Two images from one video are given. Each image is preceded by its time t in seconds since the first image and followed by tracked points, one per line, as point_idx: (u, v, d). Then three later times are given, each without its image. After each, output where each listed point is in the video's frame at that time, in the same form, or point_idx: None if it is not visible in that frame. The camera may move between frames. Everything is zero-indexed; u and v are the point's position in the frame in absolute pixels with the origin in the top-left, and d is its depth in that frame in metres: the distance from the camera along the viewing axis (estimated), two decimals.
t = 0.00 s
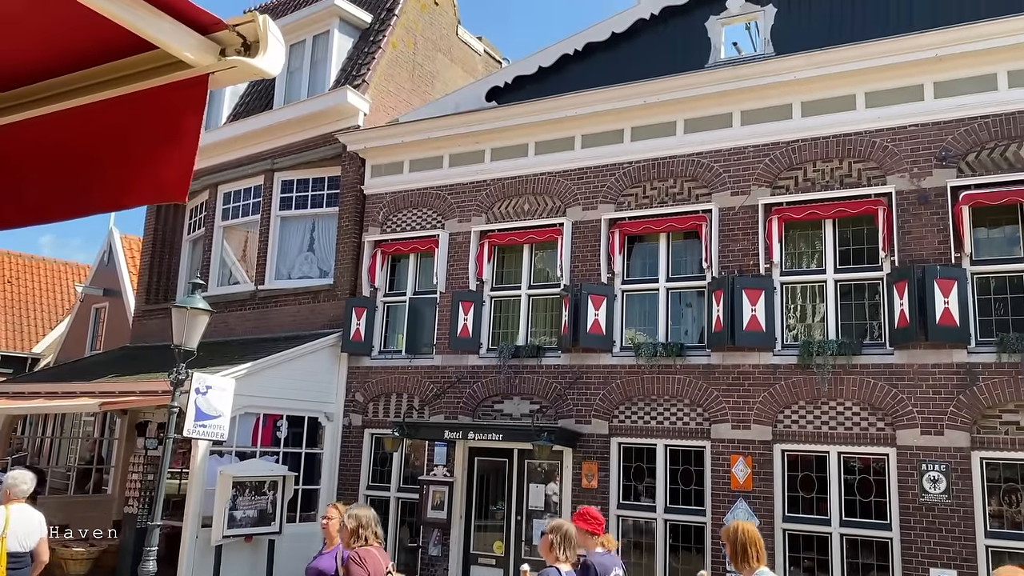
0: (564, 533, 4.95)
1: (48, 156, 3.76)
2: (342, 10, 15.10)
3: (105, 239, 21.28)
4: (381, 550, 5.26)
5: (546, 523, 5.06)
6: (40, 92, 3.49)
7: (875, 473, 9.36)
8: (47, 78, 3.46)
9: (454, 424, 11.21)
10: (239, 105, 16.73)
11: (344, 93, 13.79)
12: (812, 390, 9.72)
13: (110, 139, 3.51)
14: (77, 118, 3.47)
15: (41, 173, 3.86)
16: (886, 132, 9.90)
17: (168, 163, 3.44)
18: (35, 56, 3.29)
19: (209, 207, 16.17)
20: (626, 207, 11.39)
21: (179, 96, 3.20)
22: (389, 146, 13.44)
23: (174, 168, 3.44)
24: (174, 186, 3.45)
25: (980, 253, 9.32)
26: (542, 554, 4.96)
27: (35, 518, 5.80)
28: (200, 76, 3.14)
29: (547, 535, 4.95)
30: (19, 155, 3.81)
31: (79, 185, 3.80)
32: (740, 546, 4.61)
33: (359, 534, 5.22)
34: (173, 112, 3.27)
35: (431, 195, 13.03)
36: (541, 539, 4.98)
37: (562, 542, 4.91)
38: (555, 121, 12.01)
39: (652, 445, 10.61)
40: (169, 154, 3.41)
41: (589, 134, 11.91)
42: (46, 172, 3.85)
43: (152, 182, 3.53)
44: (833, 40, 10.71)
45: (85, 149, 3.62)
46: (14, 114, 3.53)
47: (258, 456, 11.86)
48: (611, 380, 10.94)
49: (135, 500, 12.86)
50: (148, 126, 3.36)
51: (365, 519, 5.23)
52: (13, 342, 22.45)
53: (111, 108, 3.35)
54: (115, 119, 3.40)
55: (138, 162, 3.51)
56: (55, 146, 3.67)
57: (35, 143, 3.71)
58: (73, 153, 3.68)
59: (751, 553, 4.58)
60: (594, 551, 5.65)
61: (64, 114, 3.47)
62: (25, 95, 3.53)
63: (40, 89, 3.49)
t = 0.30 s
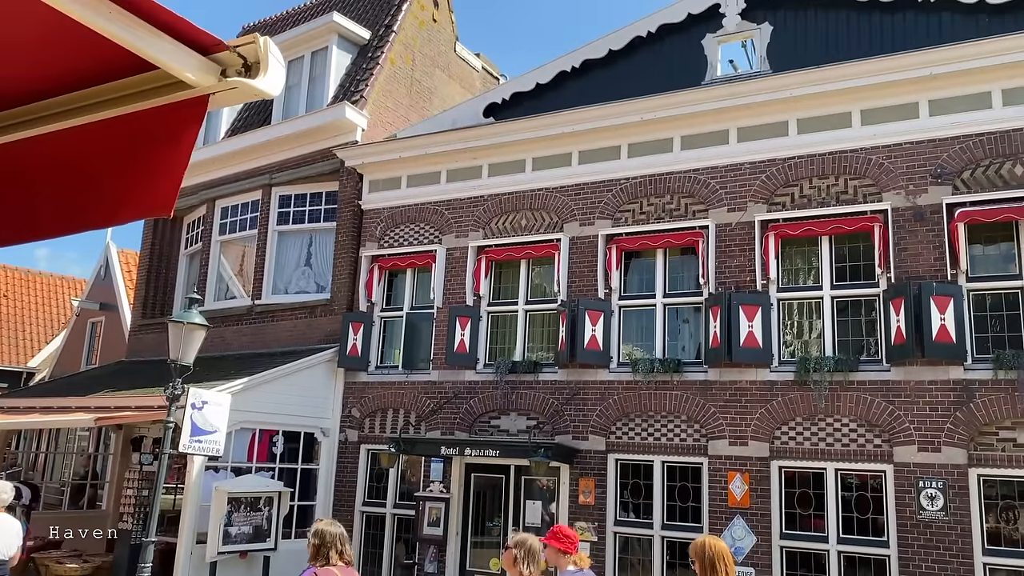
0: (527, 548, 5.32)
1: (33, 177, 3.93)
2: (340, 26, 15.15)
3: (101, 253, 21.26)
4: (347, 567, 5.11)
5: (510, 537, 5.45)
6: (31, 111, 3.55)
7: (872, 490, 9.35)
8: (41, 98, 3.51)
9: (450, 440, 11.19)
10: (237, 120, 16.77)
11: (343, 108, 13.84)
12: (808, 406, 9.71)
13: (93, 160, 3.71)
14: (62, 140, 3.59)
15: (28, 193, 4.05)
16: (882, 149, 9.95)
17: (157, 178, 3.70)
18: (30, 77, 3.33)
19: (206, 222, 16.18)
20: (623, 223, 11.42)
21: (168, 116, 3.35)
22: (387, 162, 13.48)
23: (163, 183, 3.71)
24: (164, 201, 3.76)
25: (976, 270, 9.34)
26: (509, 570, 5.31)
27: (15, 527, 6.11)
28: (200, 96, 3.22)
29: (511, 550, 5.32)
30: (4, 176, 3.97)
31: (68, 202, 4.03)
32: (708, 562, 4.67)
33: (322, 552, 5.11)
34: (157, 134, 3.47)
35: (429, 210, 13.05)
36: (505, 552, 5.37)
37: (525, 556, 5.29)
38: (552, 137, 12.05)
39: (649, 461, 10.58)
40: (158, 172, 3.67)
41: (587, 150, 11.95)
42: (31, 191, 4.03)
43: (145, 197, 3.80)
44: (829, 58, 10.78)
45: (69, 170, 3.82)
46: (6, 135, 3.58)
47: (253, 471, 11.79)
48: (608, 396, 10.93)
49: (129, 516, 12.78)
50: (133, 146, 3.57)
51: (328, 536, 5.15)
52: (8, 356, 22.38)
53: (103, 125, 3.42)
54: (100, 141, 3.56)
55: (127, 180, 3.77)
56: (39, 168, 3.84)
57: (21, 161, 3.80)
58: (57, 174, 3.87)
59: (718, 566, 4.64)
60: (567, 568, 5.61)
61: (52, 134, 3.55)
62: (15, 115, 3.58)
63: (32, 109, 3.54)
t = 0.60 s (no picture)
0: (489, 562, 5.59)
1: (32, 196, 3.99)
2: (338, 42, 15.22)
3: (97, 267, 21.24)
4: None
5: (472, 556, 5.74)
6: (29, 132, 3.59)
7: (869, 507, 9.34)
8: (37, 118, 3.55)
9: (447, 456, 11.16)
10: (235, 135, 16.83)
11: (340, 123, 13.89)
12: (805, 423, 9.71)
13: (93, 180, 3.78)
14: (62, 159, 3.65)
15: (27, 211, 4.11)
16: (877, 167, 10.01)
17: (158, 199, 3.80)
18: (26, 96, 3.36)
19: (203, 237, 16.20)
20: (619, 239, 11.46)
21: (168, 138, 3.43)
22: (385, 177, 13.52)
23: (164, 203, 3.81)
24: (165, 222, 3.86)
25: (971, 287, 9.38)
26: None
27: None
28: (199, 114, 3.26)
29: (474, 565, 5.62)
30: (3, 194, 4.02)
31: (67, 219, 4.11)
32: None
33: (288, 565, 5.28)
34: (158, 156, 3.56)
35: (426, 226, 13.08)
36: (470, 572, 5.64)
37: (486, 570, 5.57)
38: (548, 153, 12.10)
39: (646, 477, 10.57)
40: (159, 192, 3.77)
41: (583, 166, 12.00)
42: (31, 206, 4.06)
43: (145, 216, 3.89)
44: (824, 75, 10.86)
45: (69, 190, 3.89)
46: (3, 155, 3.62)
47: (248, 487, 11.74)
48: (604, 412, 10.91)
49: (123, 532, 12.72)
50: (134, 167, 3.65)
51: (294, 548, 5.32)
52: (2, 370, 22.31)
53: (103, 146, 3.49)
54: (100, 162, 3.64)
55: (127, 199, 3.86)
56: (38, 187, 3.90)
57: (21, 179, 3.85)
58: (56, 193, 3.94)
59: None
60: None
61: (52, 154, 3.61)
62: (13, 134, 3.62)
63: (29, 128, 3.58)
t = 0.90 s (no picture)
0: None
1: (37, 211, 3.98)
2: (336, 58, 15.28)
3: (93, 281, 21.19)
4: None
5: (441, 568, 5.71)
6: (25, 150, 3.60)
7: (865, 524, 9.32)
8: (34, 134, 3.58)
9: (441, 472, 11.12)
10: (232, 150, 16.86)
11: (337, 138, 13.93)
12: (800, 439, 9.71)
13: (95, 195, 3.77)
14: (64, 173, 3.66)
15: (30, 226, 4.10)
16: (871, 184, 10.06)
17: (156, 221, 3.74)
18: (20, 113, 3.40)
19: (199, 251, 16.18)
20: (615, 254, 11.49)
21: (168, 154, 3.42)
22: (381, 192, 13.54)
23: (161, 226, 3.74)
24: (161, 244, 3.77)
25: (965, 304, 9.41)
26: None
27: None
28: (196, 132, 3.28)
29: None
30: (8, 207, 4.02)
31: (67, 236, 4.07)
32: None
33: None
34: (158, 173, 3.55)
35: (422, 240, 13.10)
36: None
37: None
38: (544, 169, 12.14)
39: (641, 494, 10.53)
40: (157, 212, 3.71)
41: (579, 182, 12.04)
42: (34, 219, 4.04)
43: (143, 238, 3.82)
44: (818, 93, 10.93)
45: (71, 205, 3.87)
46: None
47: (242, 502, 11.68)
48: (600, 428, 10.89)
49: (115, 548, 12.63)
50: (134, 185, 3.63)
51: (267, 563, 5.23)
52: None
53: (101, 163, 3.50)
54: (101, 177, 3.64)
55: (125, 219, 3.81)
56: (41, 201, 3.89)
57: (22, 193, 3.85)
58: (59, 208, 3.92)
59: None
60: None
61: (54, 168, 3.63)
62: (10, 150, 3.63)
63: (26, 144, 3.60)
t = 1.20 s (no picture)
0: None
1: (46, 225, 3.98)
2: (333, 73, 15.32)
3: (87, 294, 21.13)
4: None
5: None
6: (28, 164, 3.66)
7: (860, 542, 9.29)
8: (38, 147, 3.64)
9: (435, 488, 11.07)
10: (229, 164, 16.87)
11: (333, 153, 13.96)
12: (795, 457, 9.69)
13: (102, 212, 3.75)
14: (71, 188, 3.67)
15: (39, 239, 4.09)
16: (865, 203, 10.10)
17: (160, 241, 3.68)
18: (20, 126, 3.48)
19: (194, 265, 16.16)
20: (611, 270, 11.50)
21: (174, 169, 3.42)
22: (377, 207, 13.55)
23: (164, 247, 3.68)
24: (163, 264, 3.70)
25: (960, 322, 9.43)
26: None
27: None
28: (194, 149, 3.31)
29: None
30: (15, 219, 4.03)
31: (74, 252, 4.05)
32: None
33: None
34: (164, 191, 3.53)
35: (418, 255, 13.10)
36: None
37: None
38: (540, 185, 12.17)
39: (636, 511, 10.49)
40: (160, 232, 3.66)
41: (575, 198, 12.06)
42: (40, 233, 4.04)
43: (145, 257, 3.76)
44: (813, 112, 10.99)
45: (80, 220, 3.86)
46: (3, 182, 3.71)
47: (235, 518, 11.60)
48: (595, 444, 10.86)
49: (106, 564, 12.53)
50: (140, 202, 3.61)
51: None
52: None
53: (107, 177, 3.52)
54: (108, 193, 3.64)
55: (131, 238, 3.77)
56: (50, 215, 3.90)
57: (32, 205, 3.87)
58: (67, 223, 3.91)
59: None
60: None
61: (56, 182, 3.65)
62: (14, 163, 3.68)
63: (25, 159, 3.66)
